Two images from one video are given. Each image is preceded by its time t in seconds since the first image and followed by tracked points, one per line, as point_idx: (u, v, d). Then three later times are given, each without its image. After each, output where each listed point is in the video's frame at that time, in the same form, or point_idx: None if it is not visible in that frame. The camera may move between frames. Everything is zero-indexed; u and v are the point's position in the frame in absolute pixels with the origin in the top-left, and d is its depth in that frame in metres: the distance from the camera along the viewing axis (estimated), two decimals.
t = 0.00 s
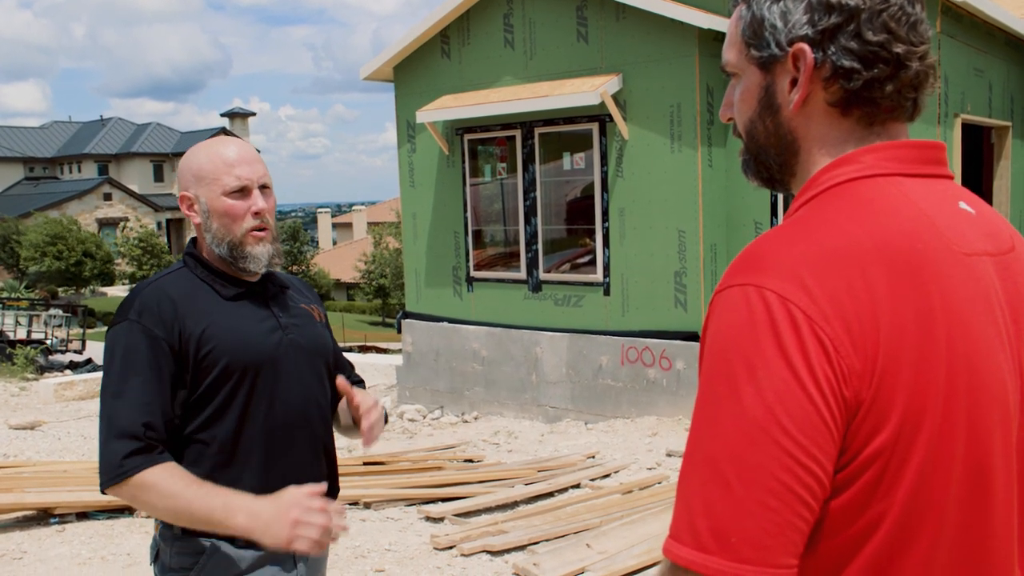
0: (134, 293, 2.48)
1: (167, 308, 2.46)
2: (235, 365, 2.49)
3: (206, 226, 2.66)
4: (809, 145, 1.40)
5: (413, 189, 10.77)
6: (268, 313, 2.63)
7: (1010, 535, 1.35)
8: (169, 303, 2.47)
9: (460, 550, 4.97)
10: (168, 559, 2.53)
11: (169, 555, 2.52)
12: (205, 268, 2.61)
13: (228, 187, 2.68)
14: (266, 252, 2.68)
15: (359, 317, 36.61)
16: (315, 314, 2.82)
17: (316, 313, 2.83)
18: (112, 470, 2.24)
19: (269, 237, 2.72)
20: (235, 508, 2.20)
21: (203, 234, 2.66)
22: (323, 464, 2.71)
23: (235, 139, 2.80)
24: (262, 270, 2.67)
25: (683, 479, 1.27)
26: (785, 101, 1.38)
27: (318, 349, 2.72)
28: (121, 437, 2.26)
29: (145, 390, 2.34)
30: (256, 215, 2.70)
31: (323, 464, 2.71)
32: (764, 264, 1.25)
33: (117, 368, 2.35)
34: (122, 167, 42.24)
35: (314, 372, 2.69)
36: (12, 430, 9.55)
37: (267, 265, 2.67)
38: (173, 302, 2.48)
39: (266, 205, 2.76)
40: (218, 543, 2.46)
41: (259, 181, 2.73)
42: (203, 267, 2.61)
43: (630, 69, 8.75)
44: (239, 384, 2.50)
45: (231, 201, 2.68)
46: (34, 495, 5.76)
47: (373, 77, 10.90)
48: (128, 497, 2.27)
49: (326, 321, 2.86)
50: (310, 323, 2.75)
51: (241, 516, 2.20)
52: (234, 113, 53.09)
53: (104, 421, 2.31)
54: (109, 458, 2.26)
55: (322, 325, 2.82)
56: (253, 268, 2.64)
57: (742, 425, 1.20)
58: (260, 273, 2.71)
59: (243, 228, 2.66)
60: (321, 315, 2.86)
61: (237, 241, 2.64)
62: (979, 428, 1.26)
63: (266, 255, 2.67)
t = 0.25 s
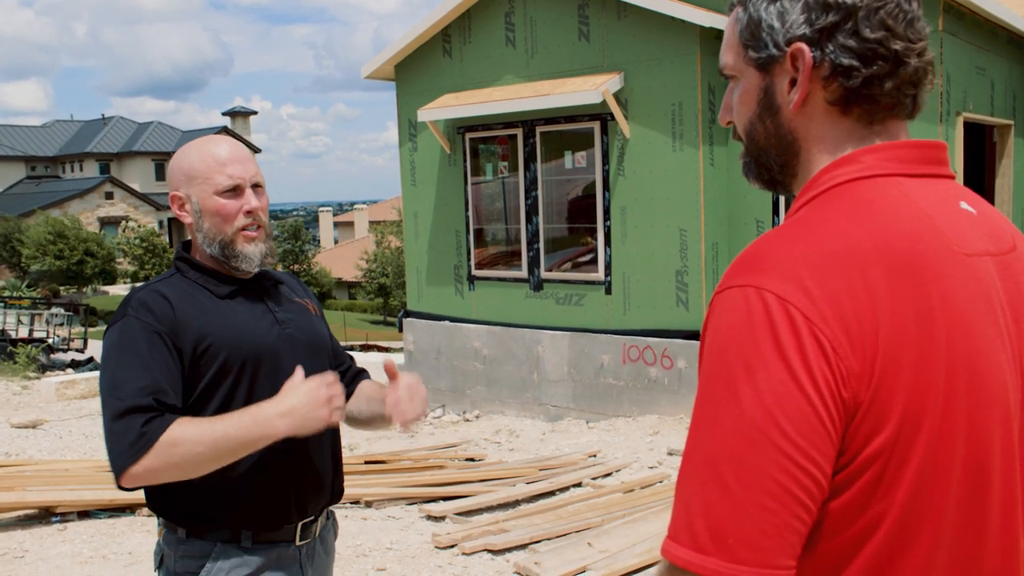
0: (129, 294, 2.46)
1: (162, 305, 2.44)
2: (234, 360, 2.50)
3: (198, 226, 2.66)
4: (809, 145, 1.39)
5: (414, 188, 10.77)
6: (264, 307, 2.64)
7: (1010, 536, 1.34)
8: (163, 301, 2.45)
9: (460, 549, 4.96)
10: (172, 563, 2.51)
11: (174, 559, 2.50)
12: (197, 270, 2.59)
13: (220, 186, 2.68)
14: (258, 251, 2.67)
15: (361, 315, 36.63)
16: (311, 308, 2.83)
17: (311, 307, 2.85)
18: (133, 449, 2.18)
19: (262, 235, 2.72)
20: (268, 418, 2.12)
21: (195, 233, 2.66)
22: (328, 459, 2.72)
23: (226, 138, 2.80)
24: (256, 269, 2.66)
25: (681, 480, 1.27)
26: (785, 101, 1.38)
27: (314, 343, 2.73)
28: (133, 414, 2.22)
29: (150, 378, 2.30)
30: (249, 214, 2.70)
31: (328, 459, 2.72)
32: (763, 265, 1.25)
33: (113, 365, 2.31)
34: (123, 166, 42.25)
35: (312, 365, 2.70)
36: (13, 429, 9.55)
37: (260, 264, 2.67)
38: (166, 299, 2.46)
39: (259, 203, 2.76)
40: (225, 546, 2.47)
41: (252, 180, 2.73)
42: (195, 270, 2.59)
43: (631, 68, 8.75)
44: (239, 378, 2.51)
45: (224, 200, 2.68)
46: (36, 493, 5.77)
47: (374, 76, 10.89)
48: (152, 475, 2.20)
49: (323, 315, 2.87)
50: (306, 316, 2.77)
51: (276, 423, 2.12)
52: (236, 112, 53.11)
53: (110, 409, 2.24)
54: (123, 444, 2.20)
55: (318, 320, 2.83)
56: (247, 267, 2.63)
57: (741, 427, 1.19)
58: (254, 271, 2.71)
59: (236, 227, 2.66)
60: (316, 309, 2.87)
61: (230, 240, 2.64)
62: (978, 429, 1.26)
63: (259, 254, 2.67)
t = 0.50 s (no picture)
0: (126, 295, 2.45)
1: (159, 308, 2.43)
2: (230, 362, 2.48)
3: (195, 228, 2.65)
4: (806, 145, 1.38)
5: (414, 187, 10.76)
6: (263, 308, 2.63)
7: (1010, 536, 1.33)
8: (160, 302, 2.45)
9: (460, 548, 4.96)
10: (169, 560, 2.51)
11: (170, 556, 2.50)
12: (196, 270, 2.59)
13: (215, 187, 2.67)
14: (258, 249, 2.68)
15: (361, 314, 36.62)
16: (313, 309, 2.81)
17: (315, 308, 2.83)
18: (150, 469, 2.23)
19: (260, 233, 2.72)
20: (283, 478, 2.21)
21: (193, 236, 2.66)
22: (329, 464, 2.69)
23: (216, 137, 2.78)
24: (257, 268, 2.67)
25: (680, 482, 1.26)
26: (783, 100, 1.37)
27: (315, 344, 2.71)
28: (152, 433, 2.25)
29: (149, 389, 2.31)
30: (246, 213, 2.69)
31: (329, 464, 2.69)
32: (762, 265, 1.24)
33: (114, 378, 2.33)
34: (123, 165, 42.22)
35: (312, 367, 2.68)
36: (13, 427, 9.55)
37: (260, 262, 2.67)
38: (161, 299, 2.45)
39: (254, 202, 2.76)
40: (221, 544, 2.47)
41: (246, 178, 2.72)
42: (195, 269, 2.59)
43: (631, 66, 8.73)
44: (234, 381, 2.48)
45: (219, 201, 2.67)
46: (35, 492, 5.76)
47: (373, 74, 10.88)
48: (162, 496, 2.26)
49: (327, 317, 2.86)
50: (308, 318, 2.75)
51: (291, 485, 2.21)
52: (235, 110, 53.08)
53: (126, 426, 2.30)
54: (138, 461, 2.25)
55: (320, 321, 2.81)
56: (248, 267, 2.64)
57: (741, 427, 1.19)
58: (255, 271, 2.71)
59: (233, 227, 2.65)
60: (321, 311, 2.85)
61: (228, 240, 2.64)
62: (977, 429, 1.25)
63: (259, 252, 2.67)
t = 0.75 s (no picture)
0: (125, 296, 2.47)
1: (158, 310, 2.45)
2: (229, 363, 2.47)
3: (202, 227, 2.65)
4: (809, 140, 1.39)
5: (414, 186, 10.75)
6: (264, 309, 2.62)
7: (1006, 533, 1.33)
8: (162, 303, 2.46)
9: (460, 547, 4.95)
10: (170, 557, 2.51)
11: (171, 554, 2.51)
12: (198, 267, 2.59)
13: (224, 187, 2.67)
14: (265, 249, 2.69)
15: (360, 313, 36.63)
16: (315, 309, 2.79)
17: (318, 309, 2.82)
18: (122, 479, 2.29)
19: (268, 234, 2.73)
20: (255, 481, 2.31)
21: (199, 234, 2.65)
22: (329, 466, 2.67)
23: (225, 136, 2.79)
24: (263, 267, 2.67)
25: (678, 478, 1.26)
26: (789, 95, 1.37)
27: (317, 345, 2.69)
28: (127, 443, 2.30)
29: (139, 395, 2.34)
30: (255, 214, 2.70)
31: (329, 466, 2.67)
32: (759, 261, 1.24)
33: (106, 381, 2.36)
34: (122, 164, 42.18)
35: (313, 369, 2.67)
36: (12, 427, 9.54)
37: (267, 262, 2.68)
38: (164, 301, 2.47)
39: (262, 202, 2.76)
40: (220, 543, 2.47)
41: (255, 178, 2.73)
42: (197, 267, 2.60)
43: (631, 65, 8.73)
44: (235, 382, 2.48)
45: (228, 201, 2.67)
46: (35, 491, 5.76)
47: (373, 73, 10.87)
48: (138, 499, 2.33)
49: (329, 317, 2.84)
50: (310, 319, 2.73)
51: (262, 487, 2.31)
52: (234, 109, 53.04)
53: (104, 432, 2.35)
54: (113, 470, 2.30)
55: (322, 321, 2.79)
56: (255, 266, 2.64)
57: (738, 422, 1.19)
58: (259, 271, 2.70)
59: (242, 227, 2.66)
60: (322, 311, 2.83)
61: (236, 240, 2.64)
62: (973, 427, 1.25)
63: (265, 253, 2.68)
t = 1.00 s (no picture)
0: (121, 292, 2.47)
1: (151, 306, 2.44)
2: (224, 360, 2.47)
3: (203, 228, 2.63)
4: (804, 142, 1.38)
5: (413, 184, 10.74)
6: (262, 306, 2.61)
7: (1005, 533, 1.33)
8: (155, 301, 2.45)
9: (460, 545, 4.95)
10: (167, 557, 2.52)
11: (169, 553, 2.51)
12: (194, 267, 2.59)
13: (226, 188, 2.65)
14: (267, 249, 2.69)
15: (360, 312, 36.64)
16: (313, 308, 2.79)
17: (315, 307, 2.81)
18: (104, 444, 2.18)
19: (269, 234, 2.72)
20: (238, 409, 2.14)
21: (201, 235, 2.64)
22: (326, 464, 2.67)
23: (224, 135, 2.76)
24: (264, 267, 2.67)
25: (676, 479, 1.25)
26: (781, 98, 1.36)
27: (314, 343, 2.69)
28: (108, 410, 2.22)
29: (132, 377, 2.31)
30: (257, 214, 2.69)
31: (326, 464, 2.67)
32: (757, 261, 1.23)
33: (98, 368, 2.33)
34: (122, 163, 42.14)
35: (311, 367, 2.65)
36: (12, 425, 9.54)
37: (269, 261, 2.69)
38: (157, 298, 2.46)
39: (263, 202, 2.75)
40: (218, 541, 2.47)
41: (256, 179, 2.71)
42: (193, 266, 2.59)
43: (630, 63, 8.72)
44: (229, 379, 2.48)
45: (231, 202, 2.65)
46: (34, 489, 5.75)
47: (372, 71, 10.86)
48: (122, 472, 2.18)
49: (327, 315, 2.84)
50: (307, 316, 2.73)
51: (246, 411, 2.13)
52: (234, 108, 53.02)
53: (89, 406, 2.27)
54: (95, 439, 2.20)
55: (320, 320, 2.79)
56: (256, 266, 2.64)
57: (735, 422, 1.18)
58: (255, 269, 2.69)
59: (245, 228, 2.65)
60: (320, 309, 2.83)
61: (238, 240, 2.63)
62: (972, 428, 1.24)
63: (267, 252, 2.68)
